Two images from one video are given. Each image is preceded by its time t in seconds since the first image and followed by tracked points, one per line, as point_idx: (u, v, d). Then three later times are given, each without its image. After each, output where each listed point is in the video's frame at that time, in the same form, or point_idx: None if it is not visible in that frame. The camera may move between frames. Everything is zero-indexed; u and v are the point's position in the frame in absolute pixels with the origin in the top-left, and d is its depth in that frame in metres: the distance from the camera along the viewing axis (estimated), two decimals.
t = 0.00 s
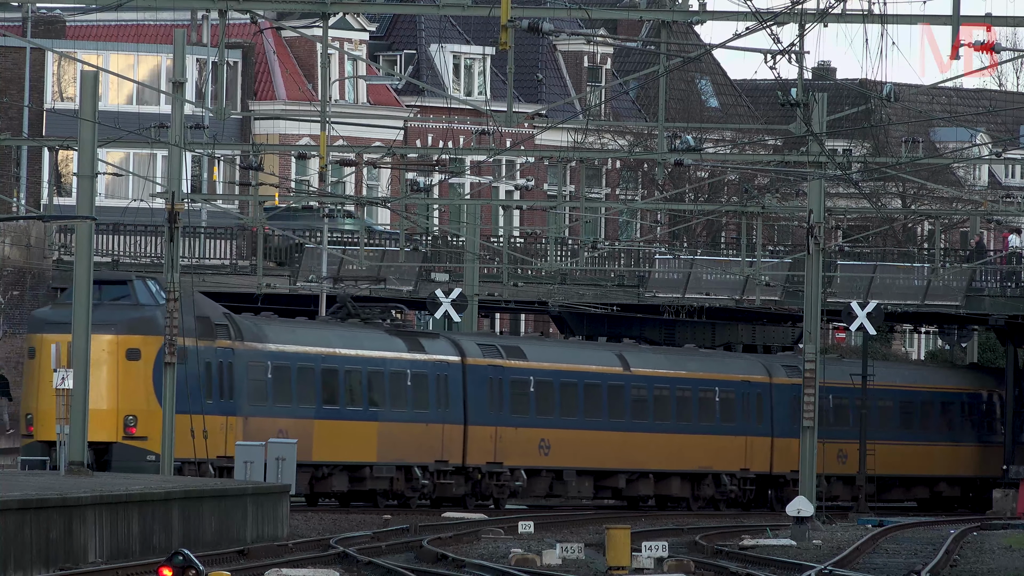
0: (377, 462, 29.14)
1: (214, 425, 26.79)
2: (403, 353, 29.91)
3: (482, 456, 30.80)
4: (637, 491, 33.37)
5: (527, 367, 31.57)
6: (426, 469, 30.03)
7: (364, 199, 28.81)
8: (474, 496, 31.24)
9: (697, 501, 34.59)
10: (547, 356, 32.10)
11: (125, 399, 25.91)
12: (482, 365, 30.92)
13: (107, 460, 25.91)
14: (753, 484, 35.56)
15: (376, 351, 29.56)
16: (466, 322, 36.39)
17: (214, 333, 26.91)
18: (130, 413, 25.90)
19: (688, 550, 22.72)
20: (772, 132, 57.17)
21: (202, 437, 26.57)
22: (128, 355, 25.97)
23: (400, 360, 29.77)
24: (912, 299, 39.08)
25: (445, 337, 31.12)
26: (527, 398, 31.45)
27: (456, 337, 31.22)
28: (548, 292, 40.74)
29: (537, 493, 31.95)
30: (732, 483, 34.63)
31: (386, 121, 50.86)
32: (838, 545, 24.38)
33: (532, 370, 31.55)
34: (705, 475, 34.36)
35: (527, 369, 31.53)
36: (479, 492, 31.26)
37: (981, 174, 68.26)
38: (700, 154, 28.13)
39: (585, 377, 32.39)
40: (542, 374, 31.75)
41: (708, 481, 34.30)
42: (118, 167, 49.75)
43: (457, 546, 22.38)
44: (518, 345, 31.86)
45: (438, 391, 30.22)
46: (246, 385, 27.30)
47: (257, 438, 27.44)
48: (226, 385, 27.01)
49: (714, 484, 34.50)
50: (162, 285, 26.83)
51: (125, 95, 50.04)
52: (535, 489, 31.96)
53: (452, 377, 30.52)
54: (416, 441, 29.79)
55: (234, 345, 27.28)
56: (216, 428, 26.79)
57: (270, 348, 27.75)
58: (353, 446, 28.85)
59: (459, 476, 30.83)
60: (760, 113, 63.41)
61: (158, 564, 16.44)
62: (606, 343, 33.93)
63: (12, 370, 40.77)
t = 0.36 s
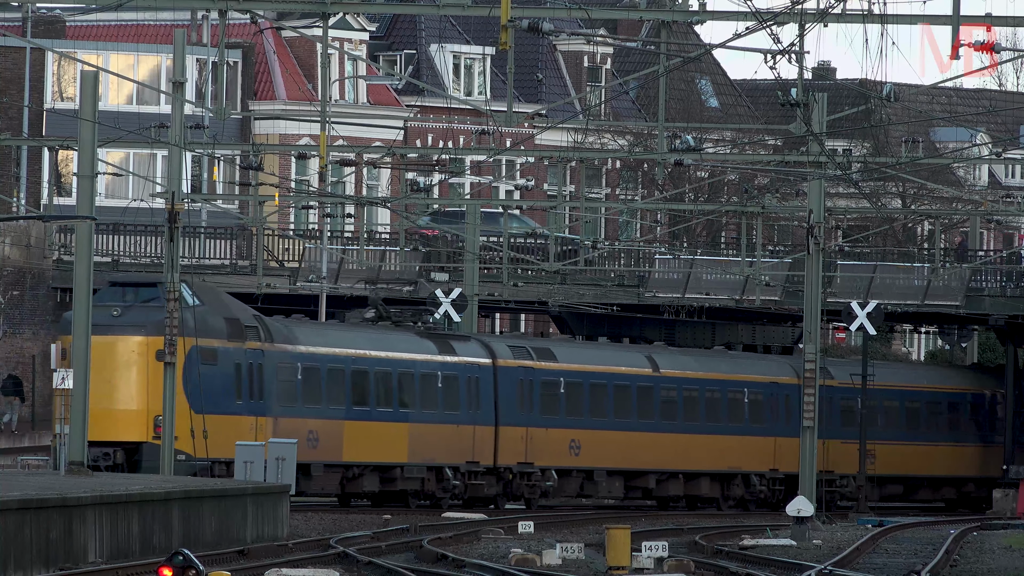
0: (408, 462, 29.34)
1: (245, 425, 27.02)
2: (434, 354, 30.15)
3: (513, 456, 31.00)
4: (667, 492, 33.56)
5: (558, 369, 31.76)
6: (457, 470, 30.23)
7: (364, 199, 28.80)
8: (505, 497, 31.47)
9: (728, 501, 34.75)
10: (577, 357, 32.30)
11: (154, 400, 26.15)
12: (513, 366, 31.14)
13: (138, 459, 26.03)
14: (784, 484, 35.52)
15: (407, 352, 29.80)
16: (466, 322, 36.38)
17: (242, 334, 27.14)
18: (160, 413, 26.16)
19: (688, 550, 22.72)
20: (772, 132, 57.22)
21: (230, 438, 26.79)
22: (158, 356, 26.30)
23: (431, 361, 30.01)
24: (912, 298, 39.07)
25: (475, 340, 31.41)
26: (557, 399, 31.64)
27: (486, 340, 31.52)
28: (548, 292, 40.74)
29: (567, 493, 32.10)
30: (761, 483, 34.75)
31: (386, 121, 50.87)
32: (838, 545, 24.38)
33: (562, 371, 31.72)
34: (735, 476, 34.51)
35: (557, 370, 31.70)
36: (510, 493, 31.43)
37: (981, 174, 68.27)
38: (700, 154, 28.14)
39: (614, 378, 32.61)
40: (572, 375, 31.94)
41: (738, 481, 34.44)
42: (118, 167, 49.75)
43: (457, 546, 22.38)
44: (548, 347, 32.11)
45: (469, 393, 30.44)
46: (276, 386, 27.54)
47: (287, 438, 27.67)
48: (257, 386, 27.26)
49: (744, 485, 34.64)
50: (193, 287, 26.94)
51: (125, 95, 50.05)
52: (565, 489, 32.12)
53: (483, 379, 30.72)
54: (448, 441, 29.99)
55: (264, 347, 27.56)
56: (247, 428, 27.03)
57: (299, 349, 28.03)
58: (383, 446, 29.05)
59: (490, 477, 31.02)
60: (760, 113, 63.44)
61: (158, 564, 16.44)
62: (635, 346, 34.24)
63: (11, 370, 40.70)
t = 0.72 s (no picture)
0: (439, 463, 29.39)
1: (276, 426, 27.03)
2: (463, 357, 30.18)
3: (545, 457, 31.14)
4: (697, 492, 33.67)
5: (588, 371, 31.92)
6: (487, 471, 30.38)
7: (364, 199, 28.80)
8: (536, 496, 31.67)
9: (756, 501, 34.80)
10: (606, 359, 32.42)
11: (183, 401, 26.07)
12: (543, 367, 31.29)
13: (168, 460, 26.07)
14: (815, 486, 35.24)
15: (437, 355, 29.77)
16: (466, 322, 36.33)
17: (273, 337, 27.14)
18: (191, 414, 26.08)
19: (688, 550, 22.72)
20: (772, 132, 57.24)
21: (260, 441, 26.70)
22: (189, 358, 26.19)
23: (461, 363, 30.04)
24: (912, 299, 39.09)
25: (505, 343, 31.46)
26: (587, 401, 31.79)
27: (516, 342, 31.65)
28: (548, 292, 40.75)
29: (598, 494, 32.19)
30: (789, 484, 34.70)
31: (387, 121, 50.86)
32: (838, 545, 24.38)
33: (593, 372, 31.91)
34: (764, 477, 34.51)
35: (587, 372, 31.86)
36: (541, 493, 31.64)
37: (980, 174, 68.28)
38: (700, 155, 28.14)
39: (643, 380, 32.73)
40: (602, 377, 32.09)
41: (767, 482, 34.43)
42: (118, 167, 49.75)
43: (457, 546, 22.38)
44: (578, 349, 32.22)
45: (499, 394, 30.56)
46: (306, 387, 27.52)
47: (318, 439, 27.65)
48: (287, 388, 27.23)
49: (772, 486, 34.61)
50: (222, 290, 26.95)
51: (125, 94, 50.05)
52: (596, 489, 32.21)
53: (513, 381, 30.84)
54: (478, 442, 30.06)
55: (296, 350, 27.51)
56: (277, 429, 27.01)
57: (329, 351, 28.01)
58: (413, 447, 29.08)
59: (522, 477, 31.16)
60: (760, 113, 63.43)
61: (158, 564, 16.44)
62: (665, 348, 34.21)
63: (11, 371, 40.60)
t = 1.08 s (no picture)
0: (470, 463, 29.49)
1: (309, 427, 26.97)
2: (495, 359, 30.24)
3: (576, 458, 31.24)
4: (727, 493, 33.82)
5: (619, 372, 32.09)
6: (519, 471, 30.50)
7: (364, 199, 28.80)
8: (569, 497, 31.81)
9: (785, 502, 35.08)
10: (638, 361, 32.70)
11: (219, 403, 25.98)
12: (576, 370, 31.37)
13: (201, 460, 25.96)
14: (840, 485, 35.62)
15: (469, 357, 29.87)
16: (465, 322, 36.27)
17: (305, 339, 27.03)
18: (224, 415, 25.98)
19: (688, 550, 22.71)
20: (772, 132, 57.24)
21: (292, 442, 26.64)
22: (223, 360, 26.07)
23: (492, 365, 30.10)
24: (912, 299, 39.08)
25: (536, 345, 31.58)
26: (620, 403, 32.01)
27: (549, 345, 31.69)
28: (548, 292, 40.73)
29: (630, 495, 32.41)
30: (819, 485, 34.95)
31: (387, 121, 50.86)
32: (838, 545, 24.39)
33: (624, 374, 32.10)
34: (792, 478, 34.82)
35: (620, 374, 32.07)
36: (572, 493, 31.74)
37: (980, 173, 68.27)
38: (700, 154, 28.13)
39: (675, 381, 32.88)
40: (634, 378, 32.31)
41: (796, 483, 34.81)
42: (118, 167, 49.74)
43: (457, 546, 22.38)
44: (609, 352, 32.43)
45: (530, 395, 30.60)
46: (338, 388, 27.51)
47: (351, 441, 27.71)
48: (320, 389, 27.19)
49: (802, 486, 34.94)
50: (256, 292, 26.63)
51: (125, 94, 50.04)
52: (627, 490, 32.43)
53: (544, 383, 30.89)
54: (511, 443, 30.20)
55: (327, 352, 27.46)
56: (309, 430, 26.92)
57: (359, 352, 28.00)
58: (445, 448, 29.18)
59: (553, 477, 31.31)
60: (760, 113, 63.44)
61: (158, 564, 16.45)
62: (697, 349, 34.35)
63: (11, 371, 40.69)
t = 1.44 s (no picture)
0: (502, 464, 29.53)
1: (341, 429, 26.92)
2: (527, 360, 30.29)
3: (608, 458, 31.35)
4: (756, 493, 33.95)
5: (650, 374, 32.25)
6: (550, 472, 30.52)
7: (364, 199, 28.79)
8: (600, 497, 31.93)
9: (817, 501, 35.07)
10: (669, 363, 32.85)
11: (252, 404, 25.83)
12: (607, 372, 31.51)
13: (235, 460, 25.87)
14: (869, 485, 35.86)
15: (503, 359, 29.91)
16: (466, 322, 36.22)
17: (338, 341, 26.99)
18: (258, 416, 25.85)
19: (687, 549, 22.70)
20: (772, 132, 57.25)
21: (326, 442, 26.59)
22: (257, 362, 25.94)
23: (525, 367, 30.15)
24: (912, 299, 39.08)
25: (569, 347, 31.66)
26: (651, 404, 32.13)
27: (581, 347, 31.81)
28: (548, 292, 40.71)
29: (661, 495, 32.52)
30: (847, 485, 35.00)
31: (387, 121, 50.86)
32: (838, 545, 24.38)
33: (655, 376, 32.24)
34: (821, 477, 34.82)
35: (650, 376, 32.22)
36: (604, 494, 31.85)
37: (981, 174, 68.28)
38: (700, 155, 28.12)
39: (704, 384, 33.03)
40: (666, 380, 32.45)
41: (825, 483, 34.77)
42: (118, 167, 49.73)
43: (457, 546, 22.37)
44: (640, 353, 32.61)
45: (563, 398, 30.71)
46: (371, 390, 27.45)
47: (385, 442, 27.70)
48: (354, 391, 27.14)
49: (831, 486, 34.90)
50: (290, 295, 26.68)
51: (125, 94, 50.04)
52: (658, 490, 32.52)
53: (576, 384, 30.99)
54: (544, 444, 30.26)
55: (358, 353, 27.38)
56: (343, 431, 26.90)
57: (393, 355, 27.98)
58: (479, 449, 29.21)
59: (585, 478, 31.35)
60: (760, 113, 63.45)
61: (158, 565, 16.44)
62: (726, 352, 34.53)
63: (11, 370, 40.37)
